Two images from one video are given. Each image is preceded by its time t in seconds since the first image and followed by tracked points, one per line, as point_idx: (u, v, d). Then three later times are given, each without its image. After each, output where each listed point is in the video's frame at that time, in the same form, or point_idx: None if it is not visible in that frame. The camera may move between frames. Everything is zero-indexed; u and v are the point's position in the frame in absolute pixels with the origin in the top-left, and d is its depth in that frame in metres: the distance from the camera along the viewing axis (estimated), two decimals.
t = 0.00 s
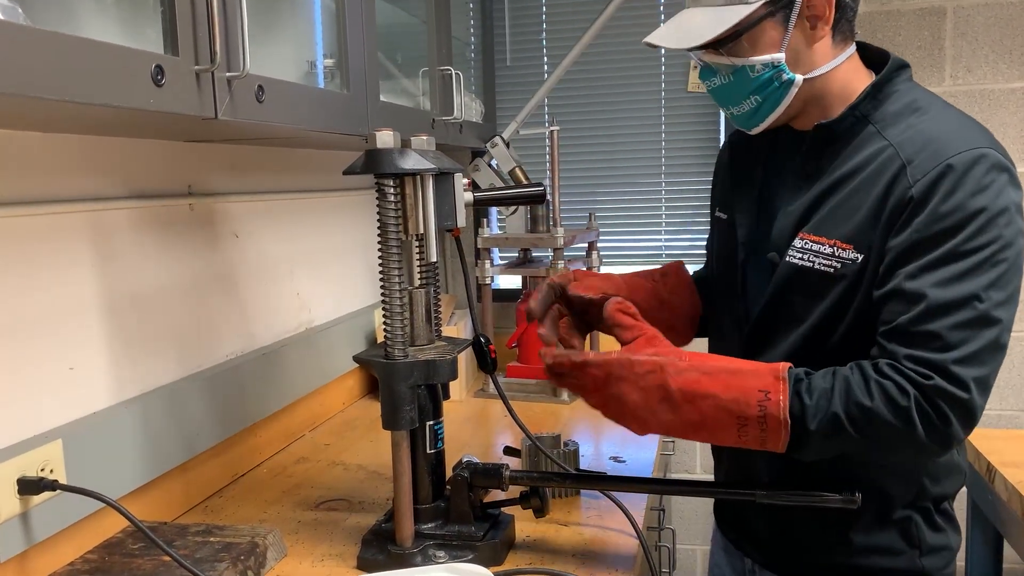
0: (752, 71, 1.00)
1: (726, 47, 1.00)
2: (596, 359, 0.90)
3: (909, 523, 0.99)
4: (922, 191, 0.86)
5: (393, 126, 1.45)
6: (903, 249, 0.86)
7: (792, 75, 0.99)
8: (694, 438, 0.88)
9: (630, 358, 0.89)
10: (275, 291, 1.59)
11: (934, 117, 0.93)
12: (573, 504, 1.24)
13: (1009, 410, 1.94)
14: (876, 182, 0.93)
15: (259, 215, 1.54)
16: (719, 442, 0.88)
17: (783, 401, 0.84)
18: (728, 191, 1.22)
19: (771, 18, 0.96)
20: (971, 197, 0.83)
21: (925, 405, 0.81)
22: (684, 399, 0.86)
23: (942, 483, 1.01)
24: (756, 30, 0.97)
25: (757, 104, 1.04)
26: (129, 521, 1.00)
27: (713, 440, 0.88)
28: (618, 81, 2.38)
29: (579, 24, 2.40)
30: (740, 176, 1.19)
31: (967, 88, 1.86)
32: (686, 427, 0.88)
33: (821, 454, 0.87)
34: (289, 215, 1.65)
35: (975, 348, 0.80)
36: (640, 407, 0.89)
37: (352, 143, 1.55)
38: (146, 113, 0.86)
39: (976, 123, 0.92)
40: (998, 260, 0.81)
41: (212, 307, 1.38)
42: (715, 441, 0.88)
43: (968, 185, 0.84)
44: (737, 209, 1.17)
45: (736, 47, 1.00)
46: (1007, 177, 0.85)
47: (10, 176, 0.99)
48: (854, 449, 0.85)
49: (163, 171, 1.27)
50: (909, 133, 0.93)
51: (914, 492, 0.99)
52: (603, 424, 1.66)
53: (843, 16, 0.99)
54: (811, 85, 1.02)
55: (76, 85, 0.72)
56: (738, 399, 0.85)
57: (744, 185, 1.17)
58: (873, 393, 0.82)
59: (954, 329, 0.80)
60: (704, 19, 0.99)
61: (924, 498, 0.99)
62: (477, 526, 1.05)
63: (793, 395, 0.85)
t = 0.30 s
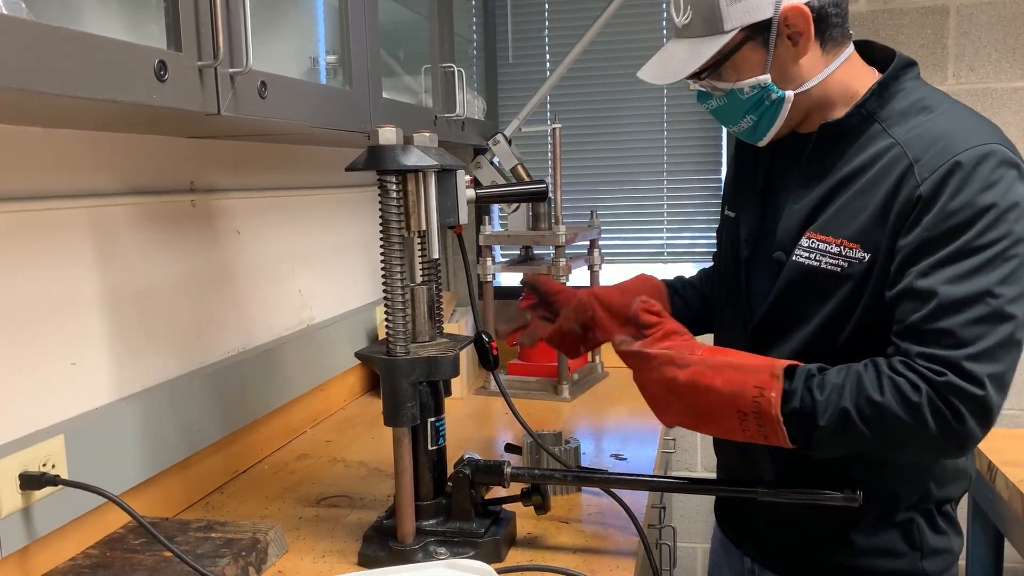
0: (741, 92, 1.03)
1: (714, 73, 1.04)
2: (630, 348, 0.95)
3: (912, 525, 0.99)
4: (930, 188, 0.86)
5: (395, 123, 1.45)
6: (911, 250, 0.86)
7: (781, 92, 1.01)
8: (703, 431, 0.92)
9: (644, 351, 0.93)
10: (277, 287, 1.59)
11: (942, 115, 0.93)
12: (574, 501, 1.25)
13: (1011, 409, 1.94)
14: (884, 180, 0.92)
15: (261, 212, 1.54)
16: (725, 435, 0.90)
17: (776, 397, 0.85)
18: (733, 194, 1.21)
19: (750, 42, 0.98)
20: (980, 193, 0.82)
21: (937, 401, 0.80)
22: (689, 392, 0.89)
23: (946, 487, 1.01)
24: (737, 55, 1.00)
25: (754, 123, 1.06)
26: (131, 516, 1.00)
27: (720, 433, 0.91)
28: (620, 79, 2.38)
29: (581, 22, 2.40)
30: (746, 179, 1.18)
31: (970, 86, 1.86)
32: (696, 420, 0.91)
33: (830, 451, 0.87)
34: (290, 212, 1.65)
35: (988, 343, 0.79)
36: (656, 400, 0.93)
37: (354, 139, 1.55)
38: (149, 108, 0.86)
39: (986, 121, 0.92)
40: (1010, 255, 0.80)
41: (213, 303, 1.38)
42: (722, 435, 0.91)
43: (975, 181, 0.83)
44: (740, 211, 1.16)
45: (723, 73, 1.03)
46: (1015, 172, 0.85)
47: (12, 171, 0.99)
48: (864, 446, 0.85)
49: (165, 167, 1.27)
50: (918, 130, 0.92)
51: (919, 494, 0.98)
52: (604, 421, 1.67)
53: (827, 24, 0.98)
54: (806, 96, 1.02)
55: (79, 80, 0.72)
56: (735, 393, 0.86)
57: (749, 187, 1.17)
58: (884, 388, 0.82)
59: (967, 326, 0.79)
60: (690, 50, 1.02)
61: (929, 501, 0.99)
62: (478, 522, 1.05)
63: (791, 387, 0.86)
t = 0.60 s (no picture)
0: (717, 100, 1.04)
1: (692, 82, 1.05)
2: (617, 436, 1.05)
3: (905, 512, 0.99)
4: (863, 168, 0.90)
5: (396, 121, 1.45)
6: (844, 222, 0.90)
7: (757, 98, 1.02)
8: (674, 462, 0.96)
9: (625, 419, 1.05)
10: (277, 284, 1.59)
11: (898, 107, 0.94)
12: (574, 499, 1.25)
13: (1011, 409, 1.94)
14: (831, 163, 0.95)
15: (261, 209, 1.54)
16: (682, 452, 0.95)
17: (693, 384, 0.96)
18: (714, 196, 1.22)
19: (723, 51, 1.00)
20: (901, 172, 0.86)
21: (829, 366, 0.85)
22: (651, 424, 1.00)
23: (935, 463, 1.00)
24: (712, 64, 1.01)
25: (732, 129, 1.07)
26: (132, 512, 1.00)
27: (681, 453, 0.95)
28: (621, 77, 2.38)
29: (582, 20, 2.40)
30: (729, 179, 1.18)
31: (970, 87, 1.85)
32: (660, 452, 0.97)
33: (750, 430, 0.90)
34: (291, 209, 1.65)
35: (876, 308, 0.83)
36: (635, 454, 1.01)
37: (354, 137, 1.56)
38: (151, 105, 0.86)
39: (944, 114, 0.93)
40: (918, 228, 0.83)
41: (214, 299, 1.38)
42: (679, 452, 0.95)
43: (901, 162, 0.87)
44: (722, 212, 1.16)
45: (700, 81, 1.04)
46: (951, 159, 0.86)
47: (15, 167, 0.99)
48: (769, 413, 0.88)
49: (166, 164, 1.27)
50: (870, 119, 0.94)
51: (909, 479, 0.99)
52: (605, 420, 1.67)
53: (796, 31, 1.00)
54: (780, 101, 1.04)
55: (80, 76, 0.72)
56: (672, 402, 0.98)
57: (732, 187, 1.16)
58: (789, 347, 0.88)
59: (859, 289, 0.84)
60: (668, 61, 1.03)
61: (920, 485, 1.00)
62: (478, 520, 1.05)
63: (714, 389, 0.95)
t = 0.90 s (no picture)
0: (681, 113, 1.09)
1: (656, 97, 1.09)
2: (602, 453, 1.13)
3: (883, 493, 1.05)
4: (818, 176, 0.96)
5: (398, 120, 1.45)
6: (804, 227, 0.97)
7: (718, 108, 1.07)
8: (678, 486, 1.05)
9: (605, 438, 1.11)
10: (279, 283, 1.59)
11: (850, 113, 1.00)
12: (575, 497, 1.25)
13: (1011, 409, 1.94)
14: (791, 170, 1.01)
15: (263, 207, 1.54)
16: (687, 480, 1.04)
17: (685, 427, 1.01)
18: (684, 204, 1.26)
19: (683, 66, 1.06)
20: (851, 179, 0.93)
21: (802, 370, 0.91)
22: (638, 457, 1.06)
23: (910, 446, 1.06)
24: (675, 78, 1.06)
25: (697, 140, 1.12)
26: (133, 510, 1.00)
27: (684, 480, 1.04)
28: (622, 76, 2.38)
29: (584, 19, 2.40)
30: (703, 184, 1.21)
31: (972, 86, 1.85)
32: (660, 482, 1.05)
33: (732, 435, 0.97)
34: (292, 208, 1.65)
35: (837, 308, 0.89)
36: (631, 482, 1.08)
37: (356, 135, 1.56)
38: (153, 103, 0.86)
39: (892, 118, 0.99)
40: (871, 232, 0.90)
41: (216, 297, 1.38)
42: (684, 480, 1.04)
43: (851, 170, 0.93)
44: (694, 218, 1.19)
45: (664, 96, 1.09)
46: (898, 164, 0.93)
47: (17, 165, 0.99)
48: (748, 414, 0.96)
49: (168, 162, 1.27)
50: (825, 127, 1.00)
51: (885, 461, 1.05)
52: (606, 419, 1.67)
53: (750, 44, 1.06)
54: (741, 110, 1.09)
55: (83, 74, 0.72)
56: (661, 440, 1.03)
57: (702, 194, 1.19)
58: (756, 354, 0.96)
59: (821, 291, 0.91)
60: (631, 80, 1.08)
61: (896, 467, 1.05)
62: (479, 519, 1.05)
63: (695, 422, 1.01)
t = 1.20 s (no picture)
0: (695, 98, 1.08)
1: (670, 79, 1.08)
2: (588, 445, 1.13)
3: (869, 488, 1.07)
4: (827, 179, 0.96)
5: (397, 121, 1.45)
6: (811, 228, 0.97)
7: (731, 98, 1.07)
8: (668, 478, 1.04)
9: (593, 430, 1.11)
10: (279, 284, 1.59)
11: (852, 120, 1.01)
12: (574, 498, 1.25)
13: (1010, 408, 1.94)
14: (795, 172, 1.01)
15: (263, 209, 1.54)
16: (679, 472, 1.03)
17: (681, 418, 1.00)
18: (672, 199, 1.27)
19: (706, 51, 1.06)
20: (861, 181, 0.94)
21: (811, 365, 0.92)
22: (632, 448, 1.06)
23: (891, 442, 1.09)
24: (695, 60, 1.06)
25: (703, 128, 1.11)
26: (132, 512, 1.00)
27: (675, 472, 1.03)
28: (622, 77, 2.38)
29: (583, 20, 2.40)
30: (692, 182, 1.22)
31: (970, 86, 1.86)
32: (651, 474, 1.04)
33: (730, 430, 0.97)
34: (292, 209, 1.65)
35: (848, 307, 0.90)
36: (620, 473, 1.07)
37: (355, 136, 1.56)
38: (152, 105, 0.86)
39: (891, 125, 1.01)
40: (881, 233, 0.91)
41: (215, 298, 1.38)
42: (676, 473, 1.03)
43: (861, 172, 0.94)
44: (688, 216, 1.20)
45: (680, 78, 1.08)
46: (905, 171, 0.94)
47: (16, 167, 0.99)
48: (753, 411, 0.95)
49: (167, 163, 1.27)
50: (828, 132, 1.01)
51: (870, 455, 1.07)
52: (605, 419, 1.67)
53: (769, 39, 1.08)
54: (750, 105, 1.10)
55: (81, 76, 0.72)
56: (656, 431, 1.03)
57: (695, 190, 1.20)
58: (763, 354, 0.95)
59: (832, 290, 0.91)
60: (651, 58, 1.07)
61: (879, 460, 1.08)
62: (478, 520, 1.05)
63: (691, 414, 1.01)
